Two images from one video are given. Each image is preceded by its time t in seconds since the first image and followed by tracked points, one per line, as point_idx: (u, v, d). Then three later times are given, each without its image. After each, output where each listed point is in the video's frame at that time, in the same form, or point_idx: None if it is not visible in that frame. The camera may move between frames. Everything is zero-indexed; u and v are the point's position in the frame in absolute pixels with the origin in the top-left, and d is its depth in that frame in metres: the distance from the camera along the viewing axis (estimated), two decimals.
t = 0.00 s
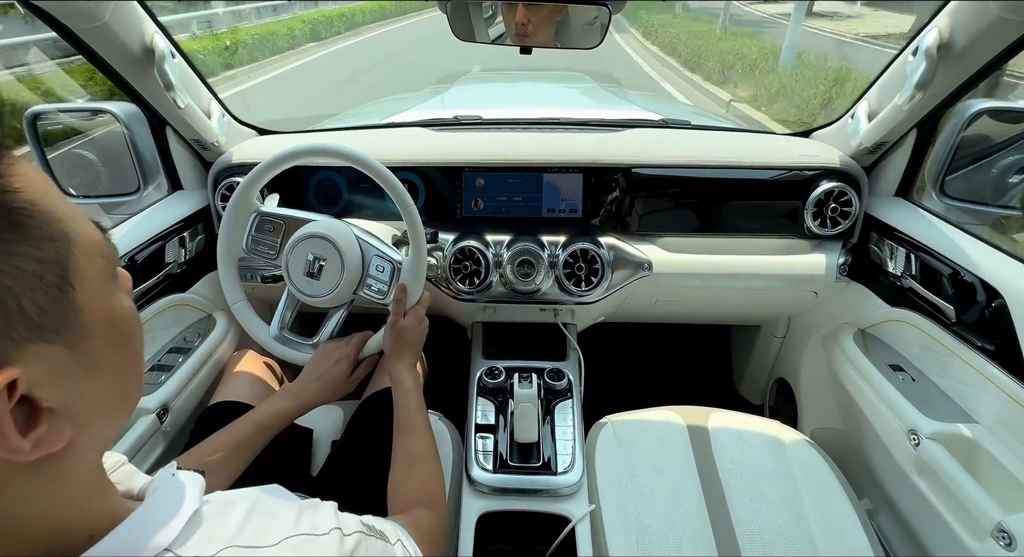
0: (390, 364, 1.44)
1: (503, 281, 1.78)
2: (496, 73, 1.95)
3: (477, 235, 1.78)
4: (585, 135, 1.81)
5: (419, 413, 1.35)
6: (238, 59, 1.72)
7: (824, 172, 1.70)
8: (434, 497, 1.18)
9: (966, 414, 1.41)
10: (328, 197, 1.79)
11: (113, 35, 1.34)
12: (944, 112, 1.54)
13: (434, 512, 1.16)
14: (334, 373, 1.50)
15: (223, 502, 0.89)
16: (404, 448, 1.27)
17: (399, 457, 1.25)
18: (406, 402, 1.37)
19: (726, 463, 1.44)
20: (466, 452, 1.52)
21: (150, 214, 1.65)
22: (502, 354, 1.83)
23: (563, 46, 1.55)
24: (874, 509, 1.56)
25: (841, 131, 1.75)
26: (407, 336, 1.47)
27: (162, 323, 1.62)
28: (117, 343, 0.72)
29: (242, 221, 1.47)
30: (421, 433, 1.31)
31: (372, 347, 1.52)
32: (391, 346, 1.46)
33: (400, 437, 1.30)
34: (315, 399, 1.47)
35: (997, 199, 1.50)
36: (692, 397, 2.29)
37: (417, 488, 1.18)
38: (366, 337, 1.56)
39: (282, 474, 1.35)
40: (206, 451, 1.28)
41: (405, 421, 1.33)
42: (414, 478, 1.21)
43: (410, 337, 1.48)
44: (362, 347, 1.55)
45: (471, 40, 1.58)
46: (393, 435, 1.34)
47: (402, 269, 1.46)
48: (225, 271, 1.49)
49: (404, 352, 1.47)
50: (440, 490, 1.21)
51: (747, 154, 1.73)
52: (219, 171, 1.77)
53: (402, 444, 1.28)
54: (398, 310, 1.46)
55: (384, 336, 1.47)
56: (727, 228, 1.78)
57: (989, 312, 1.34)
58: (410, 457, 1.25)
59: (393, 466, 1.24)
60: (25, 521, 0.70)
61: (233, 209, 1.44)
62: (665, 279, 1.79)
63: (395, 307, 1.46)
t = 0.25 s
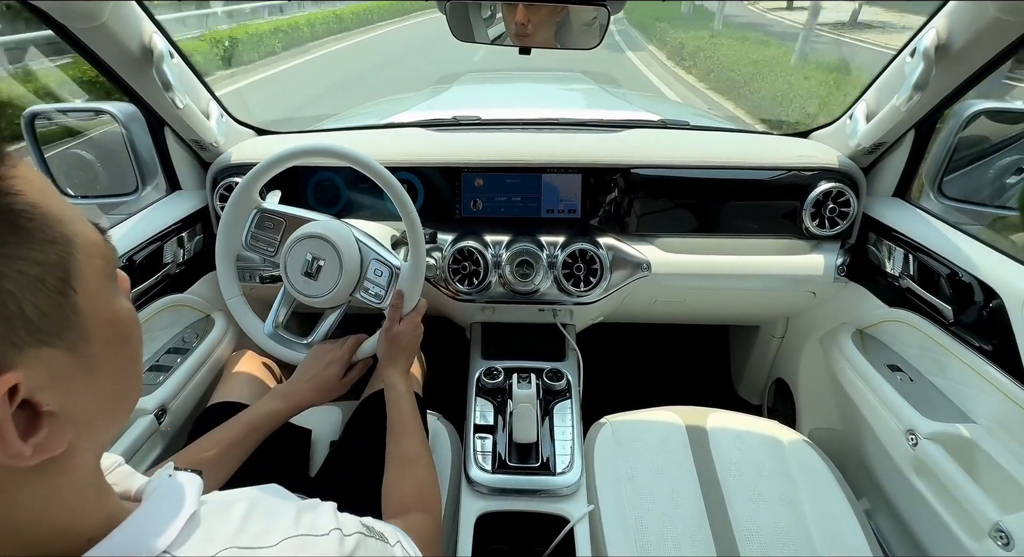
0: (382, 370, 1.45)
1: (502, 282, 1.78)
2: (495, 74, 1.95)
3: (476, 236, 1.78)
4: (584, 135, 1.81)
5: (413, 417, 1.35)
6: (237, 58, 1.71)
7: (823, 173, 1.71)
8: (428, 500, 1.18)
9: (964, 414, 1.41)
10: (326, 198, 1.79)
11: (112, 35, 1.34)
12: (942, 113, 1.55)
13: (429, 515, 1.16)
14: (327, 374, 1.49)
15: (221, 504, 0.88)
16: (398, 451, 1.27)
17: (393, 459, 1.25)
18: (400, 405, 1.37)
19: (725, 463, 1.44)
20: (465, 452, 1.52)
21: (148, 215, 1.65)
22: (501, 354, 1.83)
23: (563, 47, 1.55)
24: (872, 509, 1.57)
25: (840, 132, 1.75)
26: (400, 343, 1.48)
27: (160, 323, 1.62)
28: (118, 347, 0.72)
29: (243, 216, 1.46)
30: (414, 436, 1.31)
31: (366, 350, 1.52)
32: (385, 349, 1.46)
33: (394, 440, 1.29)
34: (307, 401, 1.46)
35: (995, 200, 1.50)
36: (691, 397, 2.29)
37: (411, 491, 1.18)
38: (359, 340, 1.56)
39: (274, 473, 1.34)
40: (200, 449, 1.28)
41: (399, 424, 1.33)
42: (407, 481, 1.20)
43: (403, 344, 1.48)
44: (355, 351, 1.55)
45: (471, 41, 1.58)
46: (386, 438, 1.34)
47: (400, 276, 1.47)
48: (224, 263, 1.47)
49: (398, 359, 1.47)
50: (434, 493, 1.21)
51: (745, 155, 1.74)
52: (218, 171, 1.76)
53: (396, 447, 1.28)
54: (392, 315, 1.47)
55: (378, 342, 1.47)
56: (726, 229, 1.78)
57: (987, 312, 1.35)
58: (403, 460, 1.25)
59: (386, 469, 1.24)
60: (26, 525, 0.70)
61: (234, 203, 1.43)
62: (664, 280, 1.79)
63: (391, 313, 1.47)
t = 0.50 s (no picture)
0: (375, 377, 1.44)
1: (501, 282, 1.77)
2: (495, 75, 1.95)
3: (475, 236, 1.78)
4: (583, 136, 1.82)
5: (408, 423, 1.34)
6: (236, 55, 1.70)
7: (821, 174, 1.71)
8: (425, 504, 1.18)
9: (963, 415, 1.41)
10: (326, 199, 1.79)
11: (111, 35, 1.34)
12: (941, 114, 1.55)
13: (425, 520, 1.16)
14: (318, 376, 1.48)
15: (220, 504, 0.88)
16: (394, 456, 1.26)
17: (389, 464, 1.25)
18: (394, 410, 1.37)
19: (725, 464, 1.44)
20: (464, 453, 1.52)
21: (148, 215, 1.65)
22: (500, 355, 1.83)
23: (563, 48, 1.55)
24: (872, 510, 1.57)
25: (839, 132, 1.76)
26: (395, 350, 1.47)
27: (159, 324, 1.61)
28: (126, 348, 0.72)
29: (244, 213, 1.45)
30: (408, 440, 1.31)
31: (361, 353, 1.50)
32: (378, 355, 1.45)
33: (389, 446, 1.29)
34: (297, 402, 1.45)
35: (993, 201, 1.50)
36: (690, 398, 2.29)
37: (409, 495, 1.18)
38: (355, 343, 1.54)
39: (266, 473, 1.32)
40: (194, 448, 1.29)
41: (394, 427, 1.33)
42: (404, 485, 1.20)
43: (397, 351, 1.47)
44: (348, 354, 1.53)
45: (470, 42, 1.58)
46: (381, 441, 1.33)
47: (397, 282, 1.46)
48: (223, 259, 1.45)
49: (392, 365, 1.46)
50: (431, 497, 1.21)
51: (744, 156, 1.74)
52: (217, 172, 1.76)
53: (392, 452, 1.27)
54: (387, 322, 1.46)
55: (372, 348, 1.46)
56: (725, 229, 1.78)
57: (985, 312, 1.35)
58: (400, 465, 1.25)
59: (382, 473, 1.24)
60: (34, 526, 0.70)
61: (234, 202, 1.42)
62: (663, 281, 1.79)
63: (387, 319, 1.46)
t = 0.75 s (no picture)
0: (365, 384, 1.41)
1: (500, 282, 1.77)
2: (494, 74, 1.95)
3: (475, 236, 1.78)
4: (583, 136, 1.82)
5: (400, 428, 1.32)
6: (237, 54, 1.71)
7: (821, 173, 1.71)
8: (420, 507, 1.17)
9: (962, 414, 1.42)
10: (325, 198, 1.79)
11: (110, 34, 1.34)
12: (940, 114, 1.56)
13: (419, 525, 1.14)
14: (306, 376, 1.46)
15: (220, 504, 0.88)
16: (387, 461, 1.24)
17: (383, 468, 1.22)
18: (386, 414, 1.34)
19: (724, 463, 1.44)
20: (464, 453, 1.52)
21: (147, 215, 1.64)
22: (500, 355, 1.83)
23: (563, 47, 1.55)
24: (871, 509, 1.57)
25: (837, 132, 1.76)
26: (388, 356, 1.45)
27: (159, 324, 1.61)
28: (132, 351, 0.72)
29: (247, 205, 1.43)
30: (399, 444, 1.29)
31: (353, 356, 1.48)
32: (370, 361, 1.42)
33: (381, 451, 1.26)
34: (284, 401, 1.44)
35: (992, 200, 1.51)
36: (690, 398, 2.29)
37: (402, 500, 1.16)
38: (346, 345, 1.53)
39: (258, 468, 1.31)
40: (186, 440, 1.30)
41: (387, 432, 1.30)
42: (398, 490, 1.18)
43: (390, 358, 1.45)
44: (340, 356, 1.51)
45: (469, 41, 1.58)
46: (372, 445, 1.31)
47: (394, 291, 1.46)
48: (223, 251, 1.45)
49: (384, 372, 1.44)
50: (426, 503, 1.20)
51: (744, 155, 1.74)
52: (217, 171, 1.77)
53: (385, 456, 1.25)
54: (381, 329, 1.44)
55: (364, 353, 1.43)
56: (724, 229, 1.78)
57: (984, 312, 1.35)
58: (394, 469, 1.22)
59: (375, 477, 1.21)
60: (38, 526, 0.69)
61: (239, 193, 1.41)
62: (663, 280, 1.79)
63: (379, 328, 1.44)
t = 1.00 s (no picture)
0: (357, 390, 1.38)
1: (501, 281, 1.77)
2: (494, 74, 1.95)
3: (475, 236, 1.78)
4: (583, 135, 1.82)
5: (394, 433, 1.29)
6: (237, 54, 1.71)
7: (821, 172, 1.71)
8: (417, 511, 1.15)
9: (963, 414, 1.42)
10: (325, 198, 1.79)
11: (110, 35, 1.34)
12: (940, 112, 1.56)
13: (415, 531, 1.11)
14: (300, 375, 1.45)
15: (221, 504, 0.88)
16: (382, 466, 1.21)
17: (377, 473, 1.19)
18: (378, 419, 1.31)
19: (725, 463, 1.44)
20: (465, 452, 1.52)
21: (147, 215, 1.64)
22: (501, 355, 1.83)
23: (564, 47, 1.55)
24: (872, 508, 1.57)
25: (838, 130, 1.75)
26: (381, 363, 1.43)
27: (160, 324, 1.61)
28: (139, 352, 0.72)
29: (251, 201, 1.42)
30: (391, 449, 1.25)
31: (347, 358, 1.47)
32: (363, 368, 1.40)
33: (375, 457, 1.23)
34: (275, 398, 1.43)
35: (993, 199, 1.51)
36: (690, 397, 2.29)
37: (398, 505, 1.14)
38: (340, 347, 1.51)
39: (255, 463, 1.32)
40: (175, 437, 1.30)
41: (381, 436, 1.27)
42: (394, 495, 1.15)
43: (383, 366, 1.44)
44: (332, 358, 1.50)
45: (470, 41, 1.58)
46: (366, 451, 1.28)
47: (391, 298, 1.46)
48: (223, 246, 1.44)
49: (376, 378, 1.41)
50: (422, 509, 1.17)
51: (744, 154, 1.74)
52: (217, 171, 1.77)
53: (379, 462, 1.22)
54: (376, 336, 1.45)
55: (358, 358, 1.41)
56: (725, 229, 1.78)
57: (985, 311, 1.35)
58: (389, 474, 1.19)
59: (370, 483, 1.18)
60: (51, 529, 0.69)
61: (243, 188, 1.39)
62: (663, 279, 1.79)
63: (374, 333, 1.44)
